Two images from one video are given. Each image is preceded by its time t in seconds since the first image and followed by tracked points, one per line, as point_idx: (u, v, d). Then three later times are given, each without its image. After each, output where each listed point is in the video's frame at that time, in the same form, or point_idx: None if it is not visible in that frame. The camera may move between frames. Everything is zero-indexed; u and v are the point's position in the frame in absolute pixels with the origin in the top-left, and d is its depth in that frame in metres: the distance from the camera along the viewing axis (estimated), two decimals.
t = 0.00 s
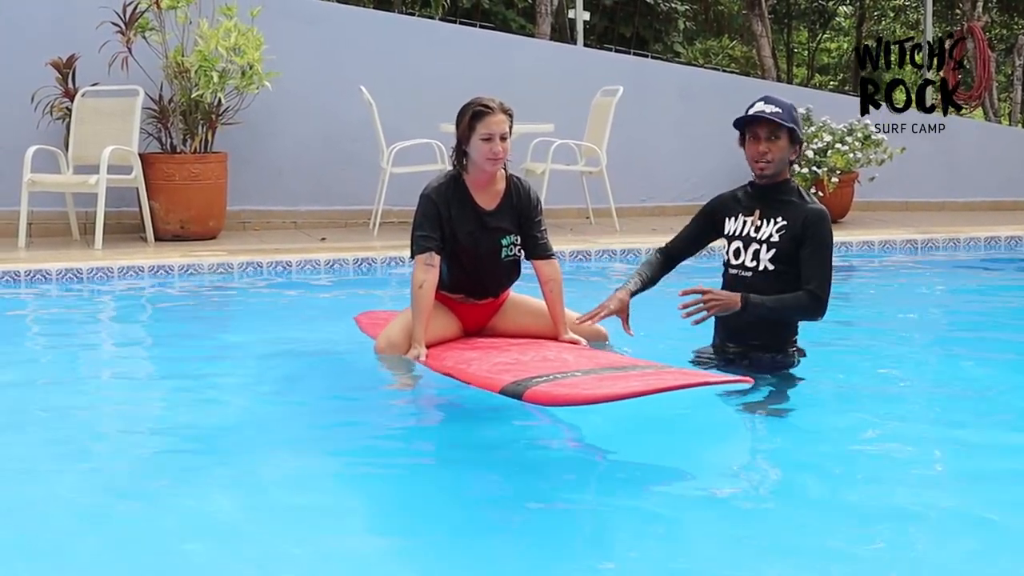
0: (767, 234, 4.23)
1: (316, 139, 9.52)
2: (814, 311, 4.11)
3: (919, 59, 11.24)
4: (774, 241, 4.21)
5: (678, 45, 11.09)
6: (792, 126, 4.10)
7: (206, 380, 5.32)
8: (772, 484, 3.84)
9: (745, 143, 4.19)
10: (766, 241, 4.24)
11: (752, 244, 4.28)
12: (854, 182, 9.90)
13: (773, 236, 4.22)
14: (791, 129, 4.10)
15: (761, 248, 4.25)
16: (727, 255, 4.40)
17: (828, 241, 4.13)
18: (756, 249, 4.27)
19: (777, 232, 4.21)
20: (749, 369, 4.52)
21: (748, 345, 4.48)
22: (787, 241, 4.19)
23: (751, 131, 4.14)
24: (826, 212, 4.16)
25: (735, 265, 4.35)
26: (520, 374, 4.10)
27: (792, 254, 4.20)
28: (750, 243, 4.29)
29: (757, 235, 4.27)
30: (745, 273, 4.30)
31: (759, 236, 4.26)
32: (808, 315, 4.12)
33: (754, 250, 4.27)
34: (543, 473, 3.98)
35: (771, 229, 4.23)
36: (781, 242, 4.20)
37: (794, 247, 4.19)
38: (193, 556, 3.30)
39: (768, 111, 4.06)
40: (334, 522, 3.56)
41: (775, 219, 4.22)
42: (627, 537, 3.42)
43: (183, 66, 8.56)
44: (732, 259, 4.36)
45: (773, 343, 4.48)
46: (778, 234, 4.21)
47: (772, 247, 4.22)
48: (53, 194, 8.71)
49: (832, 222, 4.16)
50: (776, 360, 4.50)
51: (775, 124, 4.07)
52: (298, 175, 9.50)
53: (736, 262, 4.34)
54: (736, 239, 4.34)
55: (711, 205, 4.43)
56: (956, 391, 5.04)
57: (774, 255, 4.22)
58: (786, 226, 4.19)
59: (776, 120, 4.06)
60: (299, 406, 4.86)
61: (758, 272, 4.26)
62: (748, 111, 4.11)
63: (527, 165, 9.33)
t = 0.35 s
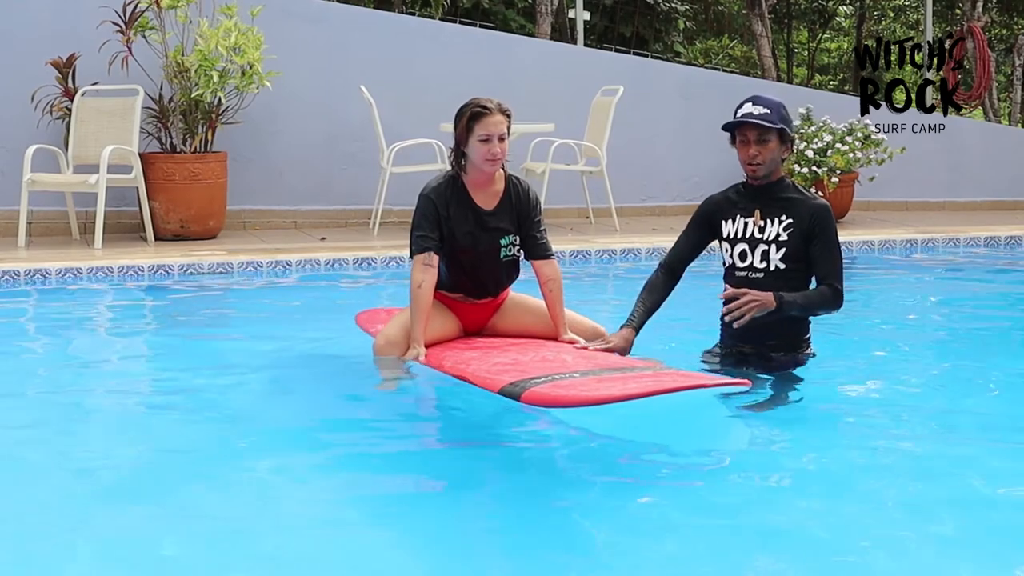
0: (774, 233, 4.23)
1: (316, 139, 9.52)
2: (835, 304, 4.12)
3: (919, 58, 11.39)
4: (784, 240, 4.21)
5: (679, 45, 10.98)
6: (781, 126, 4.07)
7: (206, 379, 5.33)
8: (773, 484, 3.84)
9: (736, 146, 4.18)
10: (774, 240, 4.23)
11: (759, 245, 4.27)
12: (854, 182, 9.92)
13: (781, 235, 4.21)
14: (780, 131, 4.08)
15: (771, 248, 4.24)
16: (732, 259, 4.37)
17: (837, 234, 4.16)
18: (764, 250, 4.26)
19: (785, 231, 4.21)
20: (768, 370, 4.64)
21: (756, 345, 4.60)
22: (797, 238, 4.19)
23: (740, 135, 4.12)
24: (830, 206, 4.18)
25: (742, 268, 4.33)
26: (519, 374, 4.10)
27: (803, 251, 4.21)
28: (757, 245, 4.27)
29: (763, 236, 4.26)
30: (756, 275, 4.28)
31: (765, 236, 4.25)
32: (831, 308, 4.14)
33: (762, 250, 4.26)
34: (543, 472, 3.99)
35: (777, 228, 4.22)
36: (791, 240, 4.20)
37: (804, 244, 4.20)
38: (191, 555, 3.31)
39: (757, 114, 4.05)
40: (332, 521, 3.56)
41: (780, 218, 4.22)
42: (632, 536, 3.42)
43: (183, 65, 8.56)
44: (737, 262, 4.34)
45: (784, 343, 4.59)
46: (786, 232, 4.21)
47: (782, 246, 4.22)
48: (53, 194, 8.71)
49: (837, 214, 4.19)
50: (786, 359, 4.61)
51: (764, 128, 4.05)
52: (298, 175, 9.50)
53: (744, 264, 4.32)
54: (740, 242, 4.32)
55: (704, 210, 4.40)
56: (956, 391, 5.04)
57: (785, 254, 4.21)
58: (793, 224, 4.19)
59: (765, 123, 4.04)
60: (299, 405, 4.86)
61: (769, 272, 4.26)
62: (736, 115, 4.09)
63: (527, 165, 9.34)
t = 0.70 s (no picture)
0: (775, 238, 4.24)
1: (318, 142, 9.52)
2: (840, 308, 4.13)
3: (919, 60, 11.41)
4: (785, 245, 4.22)
5: (680, 49, 11.17)
6: (775, 132, 4.07)
7: (209, 383, 5.33)
8: (779, 488, 3.84)
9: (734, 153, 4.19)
10: (776, 245, 4.24)
11: (761, 250, 4.28)
12: (855, 184, 9.89)
13: (782, 240, 4.23)
14: (774, 136, 4.08)
15: (773, 253, 4.25)
16: (737, 264, 4.38)
17: (838, 238, 4.17)
18: (767, 254, 4.27)
19: (786, 235, 4.22)
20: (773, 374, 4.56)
21: (763, 346, 4.57)
22: (799, 243, 4.20)
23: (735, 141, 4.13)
24: (831, 210, 4.19)
25: (746, 273, 4.34)
26: (524, 378, 4.10)
27: (806, 254, 4.22)
28: (760, 250, 4.28)
29: (765, 240, 4.27)
30: (759, 279, 4.29)
31: (767, 240, 4.26)
32: (836, 312, 4.14)
33: (765, 255, 4.27)
34: (549, 477, 3.98)
35: (779, 232, 4.23)
36: (792, 245, 4.21)
37: (806, 248, 4.21)
38: (196, 558, 3.31)
39: (750, 120, 4.06)
40: (336, 524, 3.57)
41: (781, 222, 4.23)
42: (640, 541, 3.41)
43: (184, 68, 8.57)
44: (741, 267, 4.35)
45: (791, 343, 4.55)
46: (787, 236, 4.22)
47: (784, 250, 4.23)
48: (54, 197, 8.72)
49: (838, 218, 4.20)
50: (794, 359, 4.57)
51: (756, 135, 4.06)
52: (299, 177, 9.50)
53: (748, 269, 4.33)
54: (743, 247, 4.33)
55: (707, 214, 4.41)
56: (959, 395, 5.04)
57: (787, 258, 4.23)
58: (794, 228, 4.20)
59: (757, 130, 4.05)
60: (303, 408, 4.86)
61: (772, 277, 4.27)
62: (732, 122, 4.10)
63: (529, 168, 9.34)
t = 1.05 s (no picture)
0: (785, 241, 4.23)
1: (323, 144, 9.52)
2: (844, 313, 4.14)
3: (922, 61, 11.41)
4: (795, 248, 4.22)
5: (685, 51, 11.34)
6: (797, 130, 4.07)
7: (216, 385, 5.32)
8: (795, 489, 3.84)
9: (751, 151, 4.17)
10: (785, 248, 4.24)
11: (770, 252, 4.27)
12: (860, 186, 9.88)
13: (792, 242, 4.22)
14: (796, 135, 4.08)
15: (783, 255, 4.24)
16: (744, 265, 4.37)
17: (847, 244, 4.18)
18: (776, 256, 4.26)
19: (795, 238, 4.21)
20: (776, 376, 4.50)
21: (767, 345, 4.47)
22: (808, 246, 4.21)
23: (756, 138, 4.12)
24: (841, 214, 4.19)
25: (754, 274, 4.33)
26: (541, 378, 4.11)
27: (814, 257, 4.22)
28: (769, 251, 4.27)
29: (774, 242, 4.26)
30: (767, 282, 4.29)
31: (776, 243, 4.25)
32: (840, 315, 4.15)
33: (774, 257, 4.26)
34: (563, 478, 3.97)
35: (788, 235, 4.23)
36: (802, 248, 4.21)
37: (815, 252, 4.22)
38: (208, 559, 3.31)
39: (773, 117, 4.05)
40: (347, 525, 3.57)
41: (791, 225, 4.22)
42: (660, 543, 3.41)
43: (189, 70, 8.57)
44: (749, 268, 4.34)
45: (796, 343, 4.45)
46: (797, 239, 4.21)
47: (793, 254, 4.23)
48: (59, 199, 8.72)
49: (849, 223, 4.20)
50: (801, 360, 4.46)
51: (781, 131, 4.05)
52: (304, 179, 9.50)
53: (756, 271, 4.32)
54: (752, 248, 4.31)
55: (717, 215, 4.41)
56: (968, 396, 5.04)
57: (796, 262, 4.23)
58: (804, 231, 4.20)
59: (780, 127, 4.04)
60: (313, 410, 4.86)
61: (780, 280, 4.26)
62: (753, 119, 4.09)
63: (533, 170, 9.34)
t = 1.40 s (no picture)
0: (787, 241, 4.23)
1: (323, 146, 9.52)
2: (845, 312, 4.13)
3: (921, 61, 11.42)
4: (796, 248, 4.21)
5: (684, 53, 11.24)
6: (801, 131, 4.10)
7: (220, 386, 5.32)
8: (812, 488, 3.83)
9: (753, 150, 4.17)
10: (787, 248, 4.23)
11: (771, 253, 4.26)
12: (860, 188, 9.89)
13: (793, 243, 4.22)
14: (800, 135, 4.10)
15: (784, 256, 4.23)
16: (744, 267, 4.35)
17: (847, 244, 4.19)
18: (777, 257, 4.25)
19: (797, 239, 4.21)
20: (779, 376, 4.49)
21: (770, 343, 4.45)
22: (809, 246, 4.21)
23: (760, 136, 4.13)
24: (841, 215, 4.20)
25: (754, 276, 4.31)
26: (553, 381, 4.10)
27: (815, 257, 4.23)
28: (769, 252, 4.26)
29: (775, 243, 4.25)
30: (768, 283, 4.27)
31: (778, 244, 4.24)
32: (841, 314, 4.14)
33: (775, 258, 4.25)
34: (573, 477, 3.97)
35: (790, 236, 4.22)
36: (803, 249, 4.21)
37: (816, 253, 4.22)
38: (215, 559, 3.31)
39: (782, 116, 4.06)
40: (355, 524, 3.57)
41: (792, 226, 4.22)
42: (673, 541, 3.40)
43: (189, 72, 8.57)
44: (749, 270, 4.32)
45: (801, 341, 4.44)
46: (799, 240, 4.21)
47: (795, 254, 4.22)
48: (59, 200, 8.72)
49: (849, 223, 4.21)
50: (803, 360, 4.45)
51: (788, 130, 4.07)
52: (303, 181, 9.50)
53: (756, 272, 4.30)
54: (752, 249, 4.30)
55: (716, 217, 4.39)
56: (971, 397, 5.04)
57: (797, 262, 4.22)
58: (805, 232, 4.20)
59: (787, 125, 4.06)
60: (318, 411, 4.86)
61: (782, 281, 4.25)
62: (758, 117, 4.10)
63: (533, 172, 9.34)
